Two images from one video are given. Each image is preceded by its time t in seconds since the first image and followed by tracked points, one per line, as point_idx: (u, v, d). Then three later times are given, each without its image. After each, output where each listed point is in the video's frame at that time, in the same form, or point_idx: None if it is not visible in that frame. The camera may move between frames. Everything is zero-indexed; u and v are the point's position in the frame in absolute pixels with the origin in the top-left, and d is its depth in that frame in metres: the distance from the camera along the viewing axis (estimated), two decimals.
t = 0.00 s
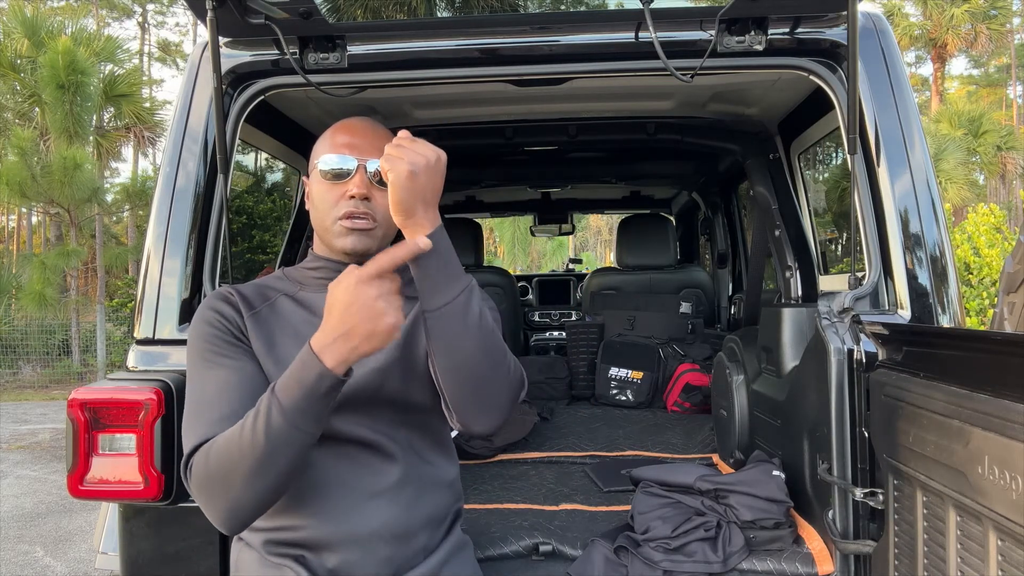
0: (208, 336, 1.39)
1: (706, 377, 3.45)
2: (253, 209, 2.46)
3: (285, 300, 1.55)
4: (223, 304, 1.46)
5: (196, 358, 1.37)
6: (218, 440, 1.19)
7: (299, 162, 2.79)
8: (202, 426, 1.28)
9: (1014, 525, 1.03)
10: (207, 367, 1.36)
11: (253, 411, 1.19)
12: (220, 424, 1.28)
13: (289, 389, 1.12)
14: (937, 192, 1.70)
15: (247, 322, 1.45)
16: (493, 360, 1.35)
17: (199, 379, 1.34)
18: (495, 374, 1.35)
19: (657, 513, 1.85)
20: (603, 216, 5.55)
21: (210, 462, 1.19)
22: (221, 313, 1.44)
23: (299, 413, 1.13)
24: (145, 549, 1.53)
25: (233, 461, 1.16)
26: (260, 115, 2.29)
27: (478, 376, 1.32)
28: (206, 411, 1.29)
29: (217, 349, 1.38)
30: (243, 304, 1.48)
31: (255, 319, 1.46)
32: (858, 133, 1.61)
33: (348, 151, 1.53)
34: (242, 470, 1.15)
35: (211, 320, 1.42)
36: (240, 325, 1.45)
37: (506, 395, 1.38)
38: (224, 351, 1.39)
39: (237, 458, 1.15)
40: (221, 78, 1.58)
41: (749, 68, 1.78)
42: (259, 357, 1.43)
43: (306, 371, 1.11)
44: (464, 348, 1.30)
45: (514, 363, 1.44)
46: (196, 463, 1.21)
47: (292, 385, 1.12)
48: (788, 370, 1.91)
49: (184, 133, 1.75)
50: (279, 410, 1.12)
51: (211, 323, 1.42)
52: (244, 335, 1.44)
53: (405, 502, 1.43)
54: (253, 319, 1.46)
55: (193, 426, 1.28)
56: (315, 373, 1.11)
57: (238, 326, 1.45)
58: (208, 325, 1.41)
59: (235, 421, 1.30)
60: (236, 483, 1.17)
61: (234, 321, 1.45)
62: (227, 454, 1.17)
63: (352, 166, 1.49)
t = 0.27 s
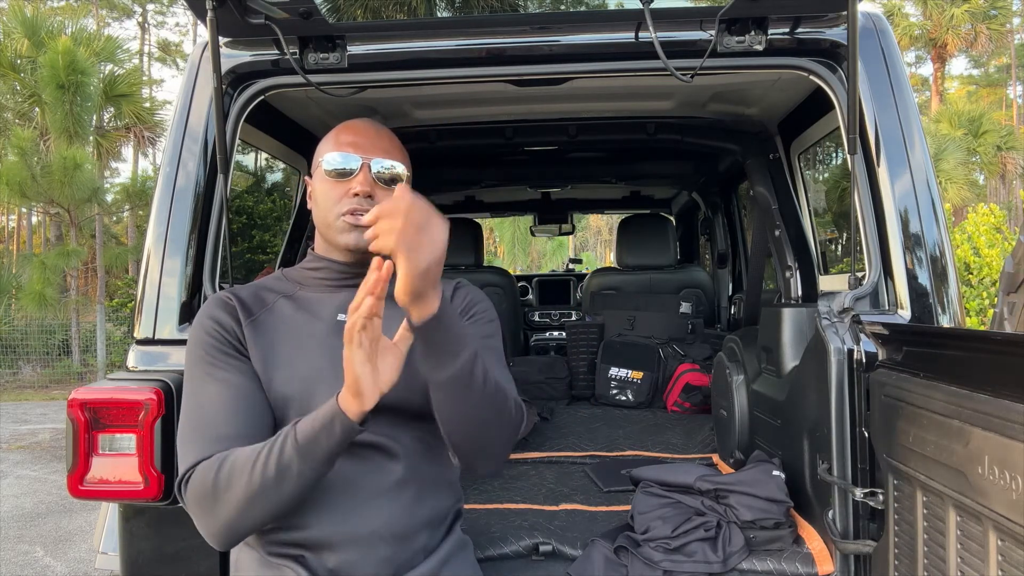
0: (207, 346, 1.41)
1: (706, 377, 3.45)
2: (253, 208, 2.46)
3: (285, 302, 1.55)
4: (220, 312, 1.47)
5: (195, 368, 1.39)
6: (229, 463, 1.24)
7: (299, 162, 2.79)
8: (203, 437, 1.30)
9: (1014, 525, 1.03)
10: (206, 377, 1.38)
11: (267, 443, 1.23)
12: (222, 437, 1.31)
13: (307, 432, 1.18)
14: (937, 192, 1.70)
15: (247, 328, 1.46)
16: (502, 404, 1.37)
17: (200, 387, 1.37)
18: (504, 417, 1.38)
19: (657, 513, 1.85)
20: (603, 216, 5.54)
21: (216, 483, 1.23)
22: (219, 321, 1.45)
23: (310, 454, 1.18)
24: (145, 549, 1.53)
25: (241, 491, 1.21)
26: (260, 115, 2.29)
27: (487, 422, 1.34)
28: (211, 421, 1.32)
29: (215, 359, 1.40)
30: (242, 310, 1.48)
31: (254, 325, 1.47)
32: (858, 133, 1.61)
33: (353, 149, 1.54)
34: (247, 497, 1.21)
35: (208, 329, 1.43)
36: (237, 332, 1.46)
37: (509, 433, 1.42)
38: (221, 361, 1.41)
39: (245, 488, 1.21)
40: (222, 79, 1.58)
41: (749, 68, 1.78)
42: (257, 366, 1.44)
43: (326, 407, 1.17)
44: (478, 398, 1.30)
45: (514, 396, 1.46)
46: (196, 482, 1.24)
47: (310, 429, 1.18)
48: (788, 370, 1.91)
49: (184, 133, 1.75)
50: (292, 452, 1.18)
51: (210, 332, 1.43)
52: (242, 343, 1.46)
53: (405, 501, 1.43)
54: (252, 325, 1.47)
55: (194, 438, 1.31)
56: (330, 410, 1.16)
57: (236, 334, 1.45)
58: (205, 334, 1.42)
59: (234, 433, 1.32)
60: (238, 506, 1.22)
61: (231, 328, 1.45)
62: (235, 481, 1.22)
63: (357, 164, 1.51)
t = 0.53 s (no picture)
0: (207, 345, 1.42)
1: (706, 377, 3.45)
2: (253, 209, 2.46)
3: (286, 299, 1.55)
4: (220, 311, 1.47)
5: (197, 368, 1.40)
6: (203, 467, 1.26)
7: (299, 162, 2.79)
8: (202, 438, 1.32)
9: (1014, 525, 1.03)
10: (208, 377, 1.39)
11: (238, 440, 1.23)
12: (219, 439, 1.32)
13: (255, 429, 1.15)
14: (937, 193, 1.70)
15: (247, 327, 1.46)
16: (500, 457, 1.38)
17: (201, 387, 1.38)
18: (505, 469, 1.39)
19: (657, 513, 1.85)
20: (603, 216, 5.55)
21: (198, 481, 1.25)
22: (219, 321, 1.45)
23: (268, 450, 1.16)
24: (145, 549, 1.53)
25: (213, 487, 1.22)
26: (260, 115, 2.29)
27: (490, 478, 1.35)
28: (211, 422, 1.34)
29: (216, 359, 1.41)
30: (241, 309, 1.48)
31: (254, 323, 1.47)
32: (858, 133, 1.61)
33: (355, 150, 1.54)
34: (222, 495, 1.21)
35: (208, 329, 1.43)
36: (238, 331, 1.46)
37: (512, 473, 1.43)
38: (222, 362, 1.41)
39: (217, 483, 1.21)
40: (222, 79, 1.58)
41: (749, 69, 1.78)
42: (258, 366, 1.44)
43: (259, 406, 1.15)
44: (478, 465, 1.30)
45: (509, 437, 1.47)
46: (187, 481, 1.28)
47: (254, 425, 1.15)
48: (788, 370, 1.91)
49: (184, 132, 1.75)
50: (244, 447, 1.17)
51: (209, 331, 1.43)
52: (243, 342, 1.46)
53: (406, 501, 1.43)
54: (252, 324, 1.47)
55: (194, 438, 1.33)
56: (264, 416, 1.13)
57: (237, 333, 1.45)
58: (205, 334, 1.42)
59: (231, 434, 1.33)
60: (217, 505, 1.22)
61: (231, 327, 1.45)
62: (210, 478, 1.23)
63: (359, 166, 1.52)
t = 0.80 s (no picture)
0: (207, 350, 1.41)
1: (706, 377, 3.45)
2: (253, 208, 2.46)
3: (285, 302, 1.54)
4: (220, 316, 1.46)
5: (197, 373, 1.40)
6: (211, 484, 1.26)
7: (299, 162, 2.79)
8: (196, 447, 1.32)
9: (1014, 525, 1.03)
10: (206, 386, 1.38)
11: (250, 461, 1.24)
12: (217, 448, 1.32)
13: (280, 461, 1.17)
14: (937, 192, 1.70)
15: (246, 332, 1.45)
16: (501, 462, 1.39)
17: (200, 394, 1.38)
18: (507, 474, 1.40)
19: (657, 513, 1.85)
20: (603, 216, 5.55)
21: (201, 496, 1.26)
22: (218, 326, 1.44)
23: (287, 483, 1.17)
24: (145, 549, 1.53)
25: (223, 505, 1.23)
26: (260, 115, 2.29)
27: (492, 484, 1.36)
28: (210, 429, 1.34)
29: (215, 367, 1.41)
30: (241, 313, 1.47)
31: (253, 328, 1.46)
32: (858, 133, 1.61)
33: (356, 151, 1.55)
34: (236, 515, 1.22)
35: (207, 334, 1.43)
36: (236, 337, 1.45)
37: (513, 475, 1.44)
38: (220, 370, 1.41)
39: (227, 502, 1.22)
40: (222, 79, 1.58)
41: (749, 69, 1.78)
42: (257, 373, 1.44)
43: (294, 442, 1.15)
44: (481, 472, 1.31)
45: (509, 439, 1.48)
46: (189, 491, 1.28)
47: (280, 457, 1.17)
48: (788, 370, 1.91)
49: (184, 133, 1.75)
50: (270, 478, 1.18)
51: (209, 336, 1.43)
52: (242, 347, 1.45)
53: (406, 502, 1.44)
54: (252, 329, 1.46)
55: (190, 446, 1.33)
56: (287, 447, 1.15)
57: (236, 339, 1.45)
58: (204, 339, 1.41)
59: (225, 443, 1.33)
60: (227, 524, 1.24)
61: (231, 333, 1.44)
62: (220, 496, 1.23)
63: (360, 167, 1.53)
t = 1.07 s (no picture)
0: (206, 354, 1.41)
1: (706, 377, 3.45)
2: (253, 208, 2.46)
3: (285, 303, 1.54)
4: (219, 318, 1.45)
5: (196, 378, 1.40)
6: (216, 496, 1.26)
7: (299, 162, 2.79)
8: (197, 453, 1.32)
9: (1014, 525, 1.03)
10: (206, 390, 1.38)
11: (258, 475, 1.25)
12: (218, 454, 1.33)
13: (293, 481, 1.18)
14: (937, 192, 1.70)
15: (246, 335, 1.45)
16: (501, 466, 1.40)
17: (199, 398, 1.38)
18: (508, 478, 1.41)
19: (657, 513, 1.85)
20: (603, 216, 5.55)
21: (205, 507, 1.25)
22: (217, 329, 1.44)
23: (297, 502, 1.19)
24: (145, 549, 1.53)
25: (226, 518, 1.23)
26: (260, 115, 2.29)
27: (493, 488, 1.37)
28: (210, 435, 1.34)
29: (215, 371, 1.40)
30: (241, 316, 1.47)
31: (253, 331, 1.46)
32: (858, 133, 1.61)
33: (356, 152, 1.55)
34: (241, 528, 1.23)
35: (206, 338, 1.42)
36: (236, 340, 1.44)
37: (513, 479, 1.45)
38: (220, 374, 1.40)
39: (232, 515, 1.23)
40: (222, 79, 1.58)
41: (749, 69, 1.78)
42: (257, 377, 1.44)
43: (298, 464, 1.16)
44: (481, 478, 1.33)
45: (509, 443, 1.49)
46: (190, 500, 1.27)
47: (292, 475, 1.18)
48: (788, 370, 1.91)
49: (184, 132, 1.75)
50: (283, 496, 1.19)
51: (208, 340, 1.42)
52: (241, 350, 1.45)
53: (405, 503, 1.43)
54: (252, 332, 1.46)
55: (190, 451, 1.33)
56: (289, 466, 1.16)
57: (236, 342, 1.44)
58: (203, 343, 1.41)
59: (226, 448, 1.34)
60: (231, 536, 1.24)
61: (230, 336, 1.44)
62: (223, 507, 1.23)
63: (360, 168, 1.53)
